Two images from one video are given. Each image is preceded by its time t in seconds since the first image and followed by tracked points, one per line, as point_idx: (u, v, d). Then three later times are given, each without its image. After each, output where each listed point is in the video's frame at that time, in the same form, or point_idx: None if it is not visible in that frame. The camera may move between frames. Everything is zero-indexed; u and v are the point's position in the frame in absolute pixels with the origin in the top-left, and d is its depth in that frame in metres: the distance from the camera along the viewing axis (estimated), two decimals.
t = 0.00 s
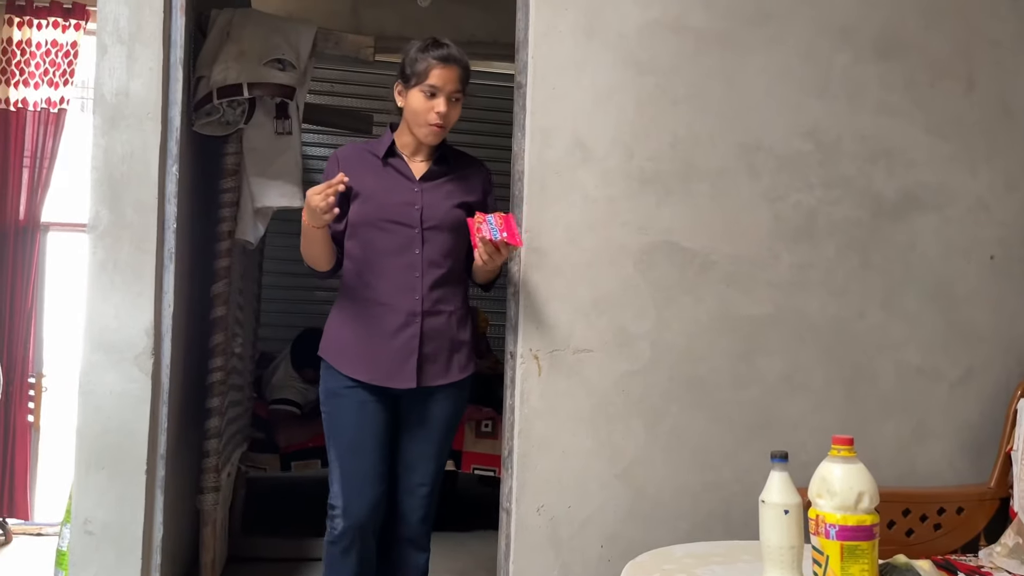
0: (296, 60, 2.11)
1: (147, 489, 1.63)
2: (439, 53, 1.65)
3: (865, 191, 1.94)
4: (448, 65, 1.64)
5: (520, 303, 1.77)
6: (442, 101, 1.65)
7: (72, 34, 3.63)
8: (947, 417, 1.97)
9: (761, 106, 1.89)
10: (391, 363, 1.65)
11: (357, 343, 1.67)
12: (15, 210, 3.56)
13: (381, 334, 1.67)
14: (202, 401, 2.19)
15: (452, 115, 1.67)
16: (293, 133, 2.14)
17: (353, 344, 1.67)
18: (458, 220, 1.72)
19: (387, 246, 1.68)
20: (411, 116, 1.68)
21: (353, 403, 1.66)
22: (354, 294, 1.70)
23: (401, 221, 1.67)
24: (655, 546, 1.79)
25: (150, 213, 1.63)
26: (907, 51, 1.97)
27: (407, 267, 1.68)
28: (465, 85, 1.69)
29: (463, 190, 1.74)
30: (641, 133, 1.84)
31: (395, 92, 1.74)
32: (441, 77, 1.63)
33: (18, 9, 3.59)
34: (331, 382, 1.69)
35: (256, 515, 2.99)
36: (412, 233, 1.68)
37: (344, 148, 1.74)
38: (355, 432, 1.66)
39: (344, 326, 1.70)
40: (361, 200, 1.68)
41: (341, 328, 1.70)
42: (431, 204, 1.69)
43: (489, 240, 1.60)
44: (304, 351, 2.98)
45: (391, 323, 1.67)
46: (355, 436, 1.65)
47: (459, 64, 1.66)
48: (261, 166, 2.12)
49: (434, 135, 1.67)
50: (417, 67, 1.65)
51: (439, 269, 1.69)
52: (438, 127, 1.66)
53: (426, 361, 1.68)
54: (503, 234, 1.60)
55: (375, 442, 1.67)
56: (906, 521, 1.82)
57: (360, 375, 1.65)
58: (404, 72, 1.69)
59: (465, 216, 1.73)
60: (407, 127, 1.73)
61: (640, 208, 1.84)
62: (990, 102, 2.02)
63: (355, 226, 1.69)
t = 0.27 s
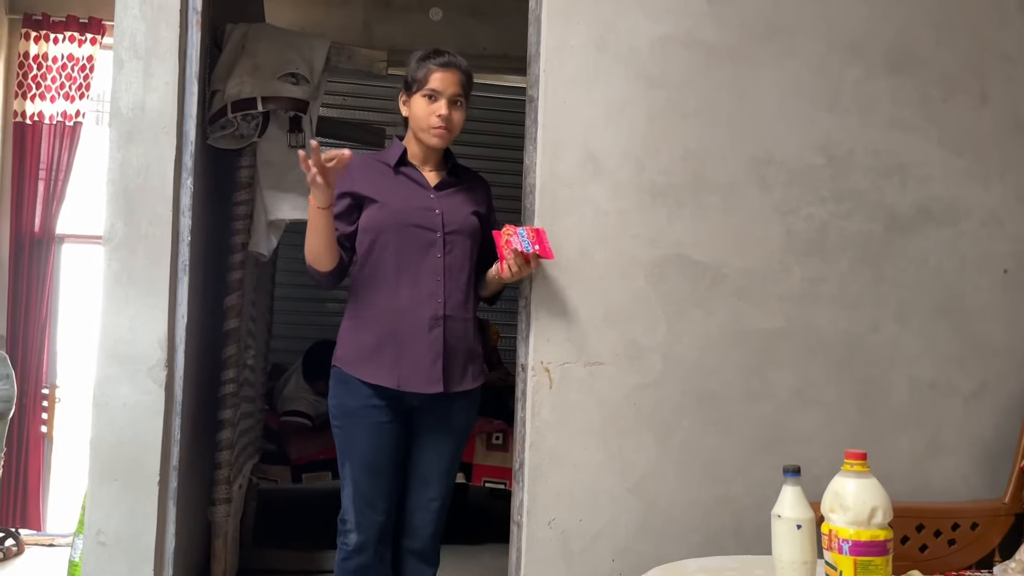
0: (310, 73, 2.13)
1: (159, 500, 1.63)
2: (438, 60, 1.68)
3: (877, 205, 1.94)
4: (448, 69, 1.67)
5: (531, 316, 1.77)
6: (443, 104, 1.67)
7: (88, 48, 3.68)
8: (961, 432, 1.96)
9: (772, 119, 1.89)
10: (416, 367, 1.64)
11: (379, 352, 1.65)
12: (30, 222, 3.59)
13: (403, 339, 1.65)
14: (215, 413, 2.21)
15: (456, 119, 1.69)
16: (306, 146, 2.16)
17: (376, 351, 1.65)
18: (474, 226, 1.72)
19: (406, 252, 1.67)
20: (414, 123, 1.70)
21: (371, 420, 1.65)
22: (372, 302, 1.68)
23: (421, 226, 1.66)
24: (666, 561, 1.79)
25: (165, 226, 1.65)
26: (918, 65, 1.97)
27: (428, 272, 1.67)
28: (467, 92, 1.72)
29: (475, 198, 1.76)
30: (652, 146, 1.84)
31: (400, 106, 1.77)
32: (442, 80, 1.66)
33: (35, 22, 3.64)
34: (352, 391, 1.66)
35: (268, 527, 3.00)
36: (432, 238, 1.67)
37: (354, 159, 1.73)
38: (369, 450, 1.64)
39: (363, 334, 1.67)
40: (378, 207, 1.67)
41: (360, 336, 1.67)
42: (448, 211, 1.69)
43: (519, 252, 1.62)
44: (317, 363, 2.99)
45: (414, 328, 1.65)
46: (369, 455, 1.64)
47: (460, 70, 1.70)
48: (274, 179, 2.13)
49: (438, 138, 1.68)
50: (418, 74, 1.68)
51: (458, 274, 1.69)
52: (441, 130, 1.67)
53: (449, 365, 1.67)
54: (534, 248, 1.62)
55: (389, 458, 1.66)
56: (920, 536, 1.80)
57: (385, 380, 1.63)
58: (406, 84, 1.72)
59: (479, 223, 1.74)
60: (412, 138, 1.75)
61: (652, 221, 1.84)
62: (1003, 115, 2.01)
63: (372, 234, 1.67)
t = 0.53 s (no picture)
0: (319, 80, 2.15)
1: (167, 504, 1.63)
2: (436, 60, 1.68)
3: (886, 211, 1.93)
4: (445, 68, 1.66)
5: (539, 323, 1.77)
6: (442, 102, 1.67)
7: (98, 54, 3.70)
8: (970, 439, 1.95)
9: (781, 125, 1.89)
10: (417, 372, 1.63)
11: (381, 356, 1.64)
12: (40, 228, 3.61)
13: (405, 344, 1.64)
14: (222, 418, 2.20)
15: (455, 117, 1.68)
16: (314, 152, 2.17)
17: (378, 356, 1.64)
18: (479, 230, 1.72)
19: (411, 256, 1.66)
20: (415, 123, 1.70)
21: (374, 426, 1.64)
22: (376, 306, 1.68)
23: (425, 230, 1.66)
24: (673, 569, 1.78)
25: (174, 231, 1.65)
26: (927, 70, 1.96)
27: (432, 276, 1.66)
28: (468, 90, 1.71)
29: (480, 202, 1.76)
30: (660, 152, 1.84)
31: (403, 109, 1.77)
32: (439, 79, 1.66)
33: (46, 29, 3.66)
34: (354, 397, 1.65)
35: (275, 533, 2.99)
36: (437, 242, 1.67)
37: (360, 163, 1.73)
38: (371, 457, 1.64)
39: (367, 339, 1.67)
40: (383, 211, 1.67)
41: (363, 341, 1.67)
42: (453, 215, 1.69)
43: (536, 263, 1.62)
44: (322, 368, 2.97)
45: (416, 333, 1.65)
46: (372, 462, 1.64)
47: (459, 69, 1.69)
48: (282, 184, 2.13)
49: (438, 137, 1.67)
50: (417, 74, 1.68)
51: (462, 279, 1.69)
52: (440, 128, 1.66)
53: (452, 370, 1.66)
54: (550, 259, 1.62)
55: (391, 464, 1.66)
56: (930, 545, 1.79)
57: (386, 386, 1.62)
58: (408, 85, 1.72)
59: (485, 227, 1.74)
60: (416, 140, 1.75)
61: (660, 227, 1.84)
62: (1013, 121, 2.00)
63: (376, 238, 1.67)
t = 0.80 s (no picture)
0: (325, 85, 2.17)
1: (172, 508, 1.64)
2: (437, 71, 1.68)
3: (892, 217, 1.93)
4: (446, 77, 1.66)
5: (544, 328, 1.77)
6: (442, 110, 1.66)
7: (105, 59, 3.72)
8: (977, 446, 1.94)
9: (786, 130, 1.89)
10: (415, 376, 1.63)
11: (380, 359, 1.65)
12: (46, 232, 3.63)
13: (404, 348, 1.65)
14: (227, 422, 2.20)
15: (456, 126, 1.67)
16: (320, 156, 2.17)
17: (378, 359, 1.65)
18: (483, 235, 1.71)
19: (413, 260, 1.67)
20: (416, 132, 1.70)
21: (375, 430, 1.64)
22: (378, 309, 1.69)
23: (428, 234, 1.66)
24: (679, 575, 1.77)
25: (180, 235, 1.66)
26: (933, 76, 1.96)
27: (433, 280, 1.66)
28: (470, 99, 1.70)
29: (485, 207, 1.75)
30: (665, 157, 1.84)
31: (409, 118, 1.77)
32: (439, 88, 1.65)
33: (53, 34, 3.67)
34: (354, 399, 1.66)
35: (280, 537, 2.99)
36: (439, 246, 1.67)
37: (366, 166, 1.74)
38: (372, 461, 1.64)
39: (368, 341, 1.68)
40: (386, 214, 1.67)
41: (365, 343, 1.68)
42: (457, 220, 1.68)
43: (545, 271, 1.64)
44: (327, 373, 2.99)
45: (416, 337, 1.65)
46: (373, 466, 1.64)
47: (461, 77, 1.68)
48: (288, 189, 2.14)
49: (438, 145, 1.66)
50: (419, 83, 1.68)
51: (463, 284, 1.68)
52: (440, 136, 1.65)
53: (450, 374, 1.67)
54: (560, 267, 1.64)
55: (392, 468, 1.66)
56: (936, 552, 1.78)
57: (384, 389, 1.63)
58: (411, 94, 1.72)
59: (489, 232, 1.73)
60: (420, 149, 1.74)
61: (665, 232, 1.83)
62: (1019, 126, 2.00)
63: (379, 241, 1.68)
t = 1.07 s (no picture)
0: (329, 88, 2.16)
1: (175, 512, 1.64)
2: (448, 81, 1.64)
3: (897, 222, 1.93)
4: (456, 92, 1.63)
5: (548, 332, 1.77)
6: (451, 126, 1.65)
7: (110, 61, 3.72)
8: (982, 452, 1.93)
9: (791, 136, 1.89)
10: (417, 380, 1.63)
11: (382, 363, 1.65)
12: (50, 234, 3.63)
13: (407, 352, 1.65)
14: (230, 426, 2.20)
15: (463, 141, 1.67)
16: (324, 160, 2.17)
17: (380, 363, 1.65)
18: (485, 239, 1.71)
19: (415, 263, 1.67)
20: (422, 142, 1.69)
21: (376, 435, 1.64)
22: (380, 312, 1.69)
23: (430, 237, 1.66)
24: None
25: (185, 239, 1.66)
26: (939, 81, 1.96)
27: (435, 284, 1.66)
28: (478, 110, 1.68)
29: (487, 211, 1.75)
30: (670, 162, 1.84)
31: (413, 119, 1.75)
32: (449, 104, 1.63)
33: (58, 36, 3.68)
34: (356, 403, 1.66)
35: (283, 539, 2.99)
36: (442, 249, 1.67)
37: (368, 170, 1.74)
38: (374, 466, 1.64)
39: (369, 345, 1.67)
40: (389, 218, 1.67)
41: (366, 347, 1.68)
42: (458, 224, 1.68)
43: (547, 274, 1.63)
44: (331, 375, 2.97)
45: (419, 340, 1.65)
46: (374, 472, 1.64)
47: (470, 90, 1.65)
48: (293, 192, 2.14)
49: (444, 161, 1.67)
50: (427, 94, 1.65)
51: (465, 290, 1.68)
52: (447, 153, 1.65)
53: (453, 378, 1.66)
54: (562, 271, 1.63)
55: (393, 473, 1.66)
56: (940, 558, 1.77)
57: (386, 392, 1.62)
58: (417, 99, 1.69)
59: (491, 236, 1.73)
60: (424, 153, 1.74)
61: (669, 237, 1.83)
62: None
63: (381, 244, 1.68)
